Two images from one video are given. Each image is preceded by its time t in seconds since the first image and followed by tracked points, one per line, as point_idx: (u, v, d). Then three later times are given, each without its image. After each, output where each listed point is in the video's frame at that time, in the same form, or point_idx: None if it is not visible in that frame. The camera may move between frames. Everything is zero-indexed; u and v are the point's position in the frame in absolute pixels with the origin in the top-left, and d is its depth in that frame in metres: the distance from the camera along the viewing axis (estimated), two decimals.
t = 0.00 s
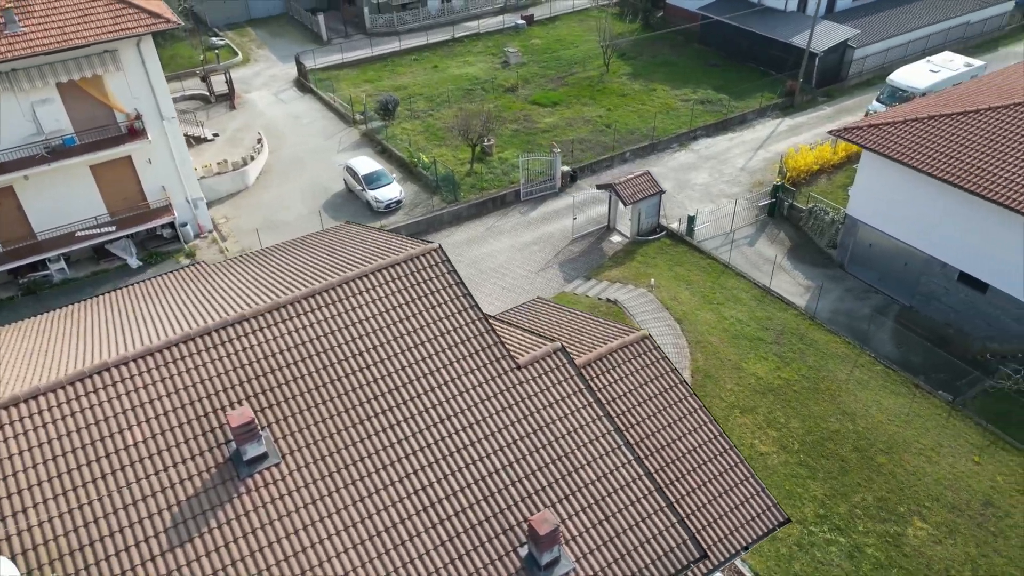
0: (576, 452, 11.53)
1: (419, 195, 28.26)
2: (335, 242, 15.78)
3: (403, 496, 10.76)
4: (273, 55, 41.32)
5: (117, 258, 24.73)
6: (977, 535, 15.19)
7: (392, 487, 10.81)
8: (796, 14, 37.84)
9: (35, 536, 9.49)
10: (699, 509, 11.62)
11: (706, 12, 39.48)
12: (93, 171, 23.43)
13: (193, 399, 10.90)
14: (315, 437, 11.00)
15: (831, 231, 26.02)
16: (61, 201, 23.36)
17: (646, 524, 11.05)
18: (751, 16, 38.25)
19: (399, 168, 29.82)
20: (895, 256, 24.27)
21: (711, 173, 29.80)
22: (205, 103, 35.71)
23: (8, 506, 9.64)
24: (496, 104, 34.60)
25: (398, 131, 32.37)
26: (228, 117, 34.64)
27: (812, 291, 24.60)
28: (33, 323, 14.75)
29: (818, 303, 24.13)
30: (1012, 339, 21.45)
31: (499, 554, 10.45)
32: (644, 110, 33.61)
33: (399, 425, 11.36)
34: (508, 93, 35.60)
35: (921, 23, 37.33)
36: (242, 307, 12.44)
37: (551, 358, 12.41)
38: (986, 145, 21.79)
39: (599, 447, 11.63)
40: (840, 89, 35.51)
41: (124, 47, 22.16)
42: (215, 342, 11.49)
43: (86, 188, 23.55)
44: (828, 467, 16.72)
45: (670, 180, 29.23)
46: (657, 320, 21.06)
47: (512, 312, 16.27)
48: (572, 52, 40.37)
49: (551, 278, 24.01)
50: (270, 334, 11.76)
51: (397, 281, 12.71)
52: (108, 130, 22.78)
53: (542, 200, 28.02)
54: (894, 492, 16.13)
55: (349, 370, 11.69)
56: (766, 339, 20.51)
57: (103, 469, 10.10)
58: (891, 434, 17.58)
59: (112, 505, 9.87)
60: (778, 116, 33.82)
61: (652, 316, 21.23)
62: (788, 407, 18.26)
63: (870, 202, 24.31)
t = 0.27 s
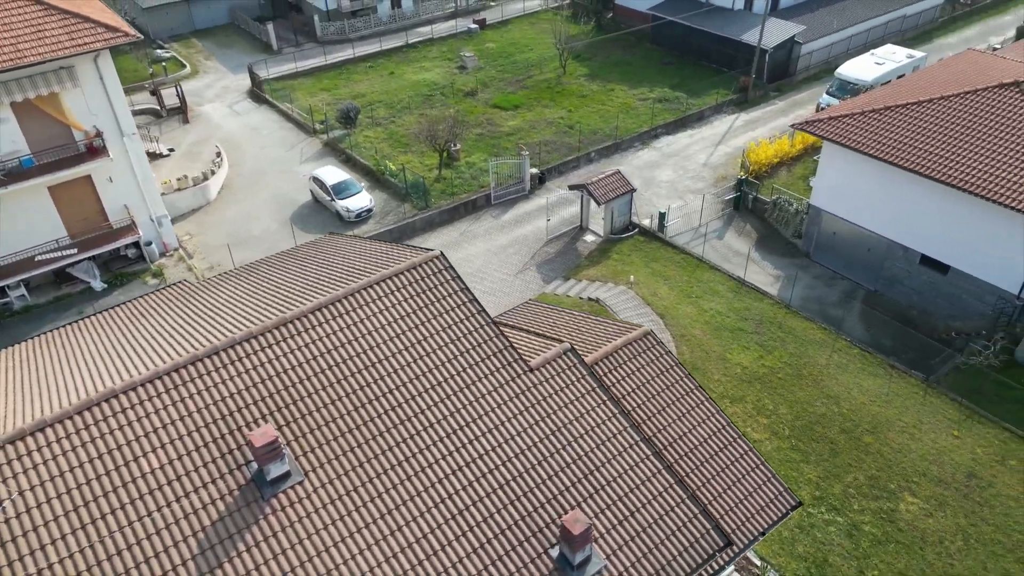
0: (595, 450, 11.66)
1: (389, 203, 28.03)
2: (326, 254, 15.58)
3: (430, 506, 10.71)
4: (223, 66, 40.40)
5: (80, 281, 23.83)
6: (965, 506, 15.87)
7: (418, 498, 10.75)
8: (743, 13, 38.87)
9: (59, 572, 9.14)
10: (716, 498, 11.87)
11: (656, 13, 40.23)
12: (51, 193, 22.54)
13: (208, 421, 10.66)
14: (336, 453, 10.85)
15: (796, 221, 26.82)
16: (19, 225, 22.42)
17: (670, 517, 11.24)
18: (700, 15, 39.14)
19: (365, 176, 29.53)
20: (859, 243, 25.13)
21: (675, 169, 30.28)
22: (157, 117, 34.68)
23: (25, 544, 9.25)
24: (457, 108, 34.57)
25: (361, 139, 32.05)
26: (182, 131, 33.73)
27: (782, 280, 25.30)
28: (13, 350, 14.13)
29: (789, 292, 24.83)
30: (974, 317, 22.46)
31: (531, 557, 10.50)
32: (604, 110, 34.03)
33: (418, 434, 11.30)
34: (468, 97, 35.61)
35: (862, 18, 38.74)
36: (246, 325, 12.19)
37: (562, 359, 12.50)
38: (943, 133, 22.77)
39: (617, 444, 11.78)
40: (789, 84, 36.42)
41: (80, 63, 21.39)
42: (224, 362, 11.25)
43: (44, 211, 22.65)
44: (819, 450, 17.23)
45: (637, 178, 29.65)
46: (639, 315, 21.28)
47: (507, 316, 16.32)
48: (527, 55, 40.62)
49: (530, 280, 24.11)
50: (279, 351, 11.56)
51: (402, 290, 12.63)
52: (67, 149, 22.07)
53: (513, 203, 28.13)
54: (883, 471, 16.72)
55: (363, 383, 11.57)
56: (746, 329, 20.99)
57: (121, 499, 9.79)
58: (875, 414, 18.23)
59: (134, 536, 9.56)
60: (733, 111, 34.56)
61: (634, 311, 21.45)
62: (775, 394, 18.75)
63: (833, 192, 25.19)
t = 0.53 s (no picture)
0: (614, 447, 11.78)
1: (358, 212, 27.71)
2: (319, 267, 15.37)
3: (458, 513, 10.67)
4: (170, 78, 39.28)
5: (42, 307, 22.86)
6: (950, 479, 16.55)
7: (446, 506, 10.70)
8: (692, 12, 39.70)
9: None
10: (733, 487, 12.11)
11: (607, 14, 40.77)
12: (8, 216, 21.56)
13: (226, 443, 10.49)
14: (359, 466, 10.74)
15: (760, 212, 27.46)
16: None
17: (692, 508, 11.41)
18: (651, 15, 39.84)
19: (331, 186, 29.12)
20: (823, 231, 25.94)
21: (640, 167, 30.71)
22: (106, 134, 33.50)
23: None
24: (418, 114, 34.40)
25: (323, 148, 31.61)
26: (134, 147, 32.66)
27: (752, 271, 25.95)
28: None
29: (759, 282, 25.48)
30: (937, 297, 23.43)
31: (562, 557, 10.55)
32: (565, 111, 34.33)
33: (439, 443, 11.25)
34: (428, 103, 35.47)
35: (806, 14, 39.97)
36: (253, 342, 11.95)
37: (572, 358, 12.59)
38: (900, 122, 23.59)
39: (634, 439, 11.92)
40: (740, 80, 37.39)
41: (35, 81, 20.59)
42: (236, 383, 11.05)
43: None
44: (808, 434, 17.76)
45: (603, 177, 30.00)
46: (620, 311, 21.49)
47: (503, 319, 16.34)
48: (481, 58, 40.67)
49: (508, 282, 24.14)
50: (292, 367, 11.37)
51: (409, 298, 12.54)
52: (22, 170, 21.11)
53: (483, 207, 28.15)
54: (871, 450, 17.32)
55: (379, 394, 11.46)
56: (726, 321, 21.46)
57: (144, 530, 9.59)
58: (856, 395, 18.87)
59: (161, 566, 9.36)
60: (690, 108, 35.23)
61: (615, 307, 21.66)
62: (761, 382, 19.24)
63: (796, 183, 25.95)
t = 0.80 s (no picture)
0: (632, 443, 11.93)
1: (327, 223, 27.28)
2: (312, 280, 15.11)
3: (488, 520, 10.67)
4: (115, 93, 37.98)
5: (2, 336, 21.81)
6: (934, 454, 17.22)
7: (475, 514, 10.68)
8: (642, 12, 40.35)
9: None
10: (747, 474, 12.41)
11: (559, 16, 41.13)
12: None
13: (249, 464, 10.25)
14: (385, 479, 10.64)
15: (726, 206, 28.05)
16: None
17: (712, 498, 11.64)
18: (602, 16, 40.37)
19: (297, 197, 28.61)
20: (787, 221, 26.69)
21: (604, 166, 31.07)
22: (52, 152, 32.17)
23: None
24: (378, 121, 34.10)
25: (284, 159, 31.06)
26: (84, 165, 31.48)
27: (721, 264, 26.53)
28: None
29: (731, 274, 26.06)
30: (900, 280, 24.35)
31: (594, 556, 10.65)
32: (526, 114, 34.49)
33: (462, 450, 11.21)
34: (387, 109, 35.20)
35: (751, 11, 41.04)
36: (262, 359, 11.69)
37: (583, 358, 12.69)
38: (859, 113, 24.40)
39: (650, 434, 12.10)
40: (693, 77, 38.11)
41: None
42: (253, 401, 10.79)
43: None
44: (796, 419, 18.26)
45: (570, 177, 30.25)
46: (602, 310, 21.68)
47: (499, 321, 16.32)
48: (436, 63, 40.55)
49: (487, 286, 24.11)
50: (307, 382, 11.16)
51: (417, 306, 12.44)
52: None
53: (454, 212, 28.08)
54: (857, 431, 17.90)
55: (398, 405, 11.35)
56: (706, 313, 21.88)
57: (175, 559, 9.30)
58: (838, 379, 19.48)
59: None
60: (647, 107, 35.71)
61: (596, 306, 21.82)
62: (746, 371, 19.69)
63: (760, 176, 26.64)
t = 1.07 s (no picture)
0: (650, 438, 12.08)
1: (297, 235, 26.79)
2: (308, 293, 14.85)
3: (521, 524, 10.68)
4: (58, 110, 36.54)
5: None
6: (917, 431, 17.92)
7: (507, 519, 10.68)
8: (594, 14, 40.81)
9: None
10: (759, 461, 12.71)
11: (512, 19, 41.29)
12: None
13: (277, 484, 10.03)
14: (414, 490, 10.55)
15: (693, 201, 28.55)
16: None
17: (732, 487, 11.87)
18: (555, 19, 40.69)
19: (263, 210, 28.02)
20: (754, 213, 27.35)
21: (570, 167, 31.30)
22: None
23: None
24: (339, 130, 33.69)
25: (246, 172, 30.39)
26: (33, 187, 30.18)
27: (693, 258, 27.03)
28: None
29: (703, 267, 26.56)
30: (865, 265, 25.24)
31: (627, 552, 10.75)
32: (488, 118, 34.53)
33: (487, 456, 11.18)
34: (347, 118, 34.81)
35: (700, 10, 41.96)
36: (276, 376, 11.44)
37: (594, 356, 12.81)
38: (819, 106, 25.13)
39: (666, 429, 12.28)
40: (648, 76, 38.60)
41: None
42: (274, 420, 10.57)
43: None
44: (785, 405, 18.75)
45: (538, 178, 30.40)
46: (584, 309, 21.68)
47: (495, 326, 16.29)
48: (392, 70, 40.28)
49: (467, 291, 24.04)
50: (326, 397, 10.99)
51: (428, 314, 12.36)
52: None
53: (425, 219, 27.93)
54: (843, 413, 18.49)
55: (420, 414, 11.28)
56: (687, 306, 22.27)
57: None
58: (819, 363, 20.08)
59: None
60: (606, 107, 36.02)
61: (578, 305, 21.84)
62: (731, 362, 20.13)
63: (726, 171, 27.18)
